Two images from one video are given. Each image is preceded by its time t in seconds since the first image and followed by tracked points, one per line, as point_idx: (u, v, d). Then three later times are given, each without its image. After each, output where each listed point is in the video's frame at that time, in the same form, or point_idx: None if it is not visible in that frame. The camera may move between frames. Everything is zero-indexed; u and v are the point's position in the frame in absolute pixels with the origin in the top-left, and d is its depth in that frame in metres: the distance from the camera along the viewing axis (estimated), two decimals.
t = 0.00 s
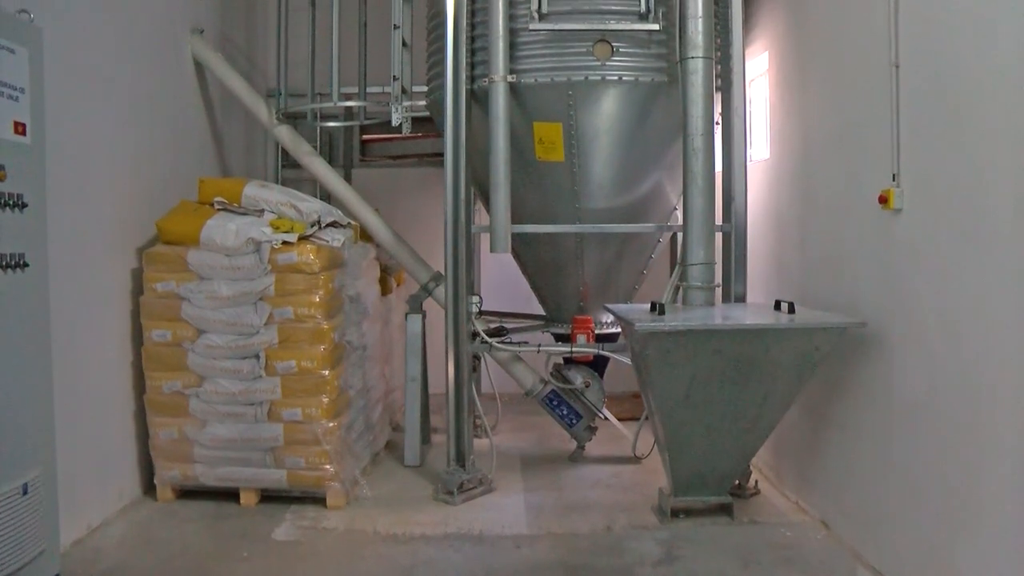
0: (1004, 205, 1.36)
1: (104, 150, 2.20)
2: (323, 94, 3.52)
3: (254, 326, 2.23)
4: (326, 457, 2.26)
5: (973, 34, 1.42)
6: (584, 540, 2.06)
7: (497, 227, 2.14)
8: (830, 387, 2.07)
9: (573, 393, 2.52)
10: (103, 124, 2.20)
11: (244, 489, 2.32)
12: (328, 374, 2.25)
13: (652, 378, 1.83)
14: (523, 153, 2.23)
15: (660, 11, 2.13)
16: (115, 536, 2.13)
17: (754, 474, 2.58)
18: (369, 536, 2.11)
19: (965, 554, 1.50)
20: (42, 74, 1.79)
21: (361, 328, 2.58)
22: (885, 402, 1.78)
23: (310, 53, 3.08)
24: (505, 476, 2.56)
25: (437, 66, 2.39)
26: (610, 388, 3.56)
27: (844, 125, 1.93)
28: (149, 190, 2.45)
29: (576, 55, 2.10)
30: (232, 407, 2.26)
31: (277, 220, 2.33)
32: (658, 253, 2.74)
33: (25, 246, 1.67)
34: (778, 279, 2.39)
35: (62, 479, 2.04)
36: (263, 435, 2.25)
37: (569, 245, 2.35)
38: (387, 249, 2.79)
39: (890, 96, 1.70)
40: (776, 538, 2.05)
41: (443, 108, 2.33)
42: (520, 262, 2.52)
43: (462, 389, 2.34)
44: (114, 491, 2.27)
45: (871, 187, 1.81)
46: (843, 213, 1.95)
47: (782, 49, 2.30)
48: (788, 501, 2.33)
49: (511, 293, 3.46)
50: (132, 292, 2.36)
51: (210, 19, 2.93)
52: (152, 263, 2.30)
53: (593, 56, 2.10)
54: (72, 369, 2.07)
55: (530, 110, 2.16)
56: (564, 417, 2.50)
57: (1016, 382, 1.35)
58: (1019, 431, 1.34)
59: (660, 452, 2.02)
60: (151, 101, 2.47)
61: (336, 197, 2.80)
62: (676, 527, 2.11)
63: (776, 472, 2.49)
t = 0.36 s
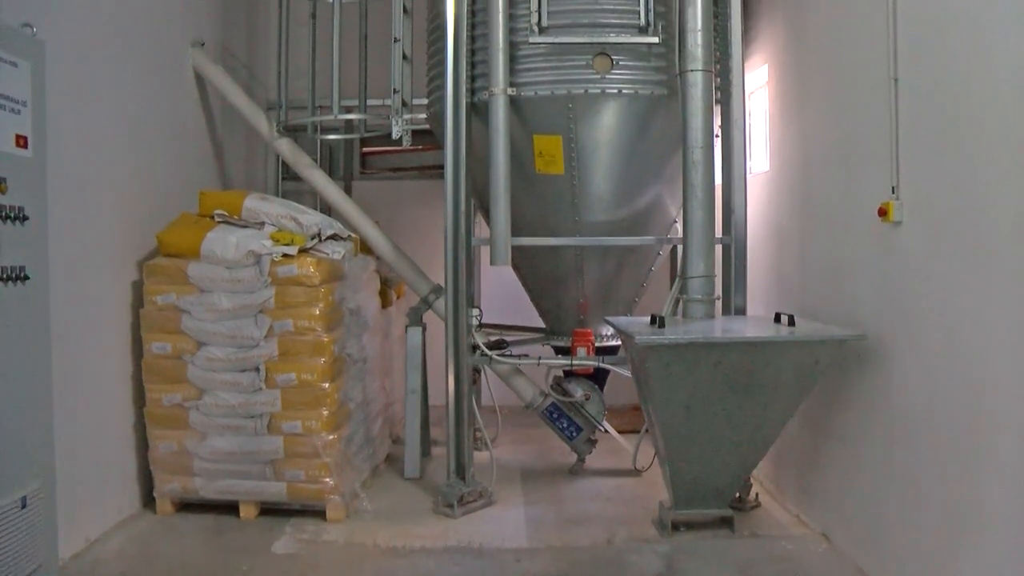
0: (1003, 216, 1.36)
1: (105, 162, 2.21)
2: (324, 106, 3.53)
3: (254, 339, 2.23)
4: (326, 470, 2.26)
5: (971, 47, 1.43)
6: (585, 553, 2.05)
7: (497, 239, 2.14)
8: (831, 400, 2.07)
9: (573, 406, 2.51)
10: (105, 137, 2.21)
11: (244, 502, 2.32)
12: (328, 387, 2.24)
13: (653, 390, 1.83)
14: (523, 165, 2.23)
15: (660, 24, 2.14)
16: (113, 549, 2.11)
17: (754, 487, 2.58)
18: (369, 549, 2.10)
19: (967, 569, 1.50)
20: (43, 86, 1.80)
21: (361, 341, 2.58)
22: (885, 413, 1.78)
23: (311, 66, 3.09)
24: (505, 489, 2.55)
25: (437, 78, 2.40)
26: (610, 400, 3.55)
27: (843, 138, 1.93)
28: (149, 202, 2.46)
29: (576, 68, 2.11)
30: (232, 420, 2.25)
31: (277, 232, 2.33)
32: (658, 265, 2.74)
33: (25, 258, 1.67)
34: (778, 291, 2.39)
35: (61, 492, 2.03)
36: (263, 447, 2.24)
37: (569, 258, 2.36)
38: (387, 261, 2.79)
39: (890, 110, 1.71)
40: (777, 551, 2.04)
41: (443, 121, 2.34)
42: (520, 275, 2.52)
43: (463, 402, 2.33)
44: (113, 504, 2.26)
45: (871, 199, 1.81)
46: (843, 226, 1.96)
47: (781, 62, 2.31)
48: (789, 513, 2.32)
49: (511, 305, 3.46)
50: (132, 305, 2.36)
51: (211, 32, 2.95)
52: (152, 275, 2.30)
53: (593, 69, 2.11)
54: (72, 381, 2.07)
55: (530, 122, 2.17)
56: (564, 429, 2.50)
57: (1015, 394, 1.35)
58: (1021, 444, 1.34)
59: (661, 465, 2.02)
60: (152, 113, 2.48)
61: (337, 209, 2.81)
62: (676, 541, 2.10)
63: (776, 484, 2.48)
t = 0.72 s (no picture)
0: (1002, 233, 1.37)
1: (106, 180, 2.22)
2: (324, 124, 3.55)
3: (254, 356, 2.23)
4: (326, 488, 2.25)
5: (969, 64, 1.45)
6: (586, 572, 2.03)
7: (497, 257, 2.14)
8: (831, 417, 2.06)
9: (573, 424, 2.50)
10: (106, 154, 2.22)
11: (243, 520, 2.30)
12: (328, 405, 2.24)
13: (653, 409, 1.82)
14: (523, 183, 2.24)
15: (659, 42, 2.16)
16: (111, 568, 2.10)
17: (755, 505, 2.57)
18: (368, 568, 2.08)
19: None
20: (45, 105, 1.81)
21: (361, 358, 2.58)
22: (885, 431, 1.78)
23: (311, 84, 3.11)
24: (506, 507, 2.54)
25: (437, 96, 2.41)
26: (610, 417, 3.54)
27: (842, 156, 1.94)
28: (150, 219, 2.46)
29: (576, 87, 2.12)
30: (232, 437, 2.24)
31: (277, 250, 2.33)
32: (658, 283, 2.75)
33: (26, 276, 1.67)
34: (778, 308, 2.39)
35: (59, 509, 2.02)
36: (263, 465, 2.23)
37: (569, 275, 2.36)
38: (387, 279, 2.79)
39: (889, 128, 1.72)
40: (779, 569, 2.02)
41: (443, 138, 2.35)
42: (520, 292, 2.53)
43: (463, 419, 2.33)
44: (111, 522, 2.24)
45: (870, 217, 1.82)
46: (843, 243, 1.96)
47: (780, 80, 2.32)
48: (790, 531, 2.31)
49: (511, 322, 3.46)
50: (133, 322, 2.36)
51: (212, 50, 2.97)
52: (152, 292, 2.29)
53: (593, 87, 2.13)
54: (71, 398, 2.06)
55: (531, 141, 2.18)
56: (564, 447, 2.49)
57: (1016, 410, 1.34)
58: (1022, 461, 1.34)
59: (662, 482, 2.01)
60: (153, 131, 2.49)
61: (337, 227, 2.81)
62: (677, 559, 2.09)
63: (777, 502, 2.47)
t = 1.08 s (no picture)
0: (1001, 251, 1.37)
1: (106, 198, 2.22)
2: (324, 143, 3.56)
3: (253, 375, 2.22)
4: (326, 507, 2.23)
5: (966, 85, 1.46)
6: None
7: (497, 276, 2.15)
8: (831, 436, 2.06)
9: (573, 442, 2.49)
10: (107, 173, 2.23)
11: (242, 540, 2.29)
12: (328, 424, 2.23)
13: (654, 428, 1.82)
14: (523, 202, 2.25)
15: (658, 61, 2.17)
16: None
17: (755, 524, 2.56)
18: None
19: None
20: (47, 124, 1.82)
21: (360, 377, 2.58)
22: (885, 450, 1.77)
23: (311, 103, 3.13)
24: (505, 526, 2.52)
25: (437, 116, 2.42)
26: (610, 436, 3.53)
27: (841, 175, 1.95)
28: (150, 238, 2.47)
29: (576, 106, 2.14)
30: (231, 456, 2.23)
31: (277, 269, 2.34)
32: (658, 301, 2.75)
33: (26, 294, 1.67)
34: (778, 326, 2.39)
35: (56, 529, 2.00)
36: (262, 484, 2.22)
37: (569, 294, 2.36)
38: (387, 297, 2.79)
39: (887, 148, 1.73)
40: None
41: (444, 157, 2.36)
42: (520, 311, 2.53)
43: (463, 439, 2.32)
44: (108, 542, 2.23)
45: (870, 237, 1.82)
46: (842, 262, 1.97)
47: (779, 100, 2.34)
48: (791, 550, 2.30)
49: (511, 341, 3.46)
50: (132, 340, 2.36)
51: (213, 70, 2.99)
52: (152, 311, 2.29)
53: (593, 107, 2.14)
54: (70, 417, 2.05)
55: (530, 160, 2.19)
56: (564, 466, 2.48)
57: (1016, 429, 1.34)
58: None
59: (663, 501, 2.00)
60: (154, 149, 2.50)
61: (337, 246, 2.82)
62: None
63: (777, 521, 2.46)
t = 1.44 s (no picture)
0: (1000, 271, 1.37)
1: (107, 218, 2.23)
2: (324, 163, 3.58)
3: (253, 396, 2.22)
4: (325, 528, 2.22)
5: (964, 105, 1.46)
6: None
7: (497, 296, 2.15)
8: (832, 456, 2.05)
9: (573, 463, 2.48)
10: (108, 192, 2.23)
11: (240, 561, 2.27)
12: (327, 444, 2.23)
13: (655, 449, 1.81)
14: (523, 222, 2.26)
15: (657, 82, 2.19)
16: None
17: (755, 544, 2.55)
18: None
19: None
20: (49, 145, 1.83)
21: (361, 398, 2.57)
22: (886, 469, 1.77)
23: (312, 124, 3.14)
24: (505, 547, 2.50)
25: (438, 136, 2.44)
26: (610, 456, 3.52)
27: (840, 194, 1.96)
28: (150, 258, 2.47)
29: (575, 126, 2.15)
30: (230, 477, 2.22)
31: (277, 288, 2.34)
32: (658, 321, 2.75)
33: (26, 315, 1.66)
34: (778, 346, 2.39)
35: (54, 551, 1.99)
36: (261, 505, 2.21)
37: (568, 313, 2.36)
38: (387, 317, 2.79)
39: (886, 167, 1.74)
40: None
41: (444, 177, 2.37)
42: (520, 331, 2.53)
43: (462, 459, 2.31)
44: (106, 563, 2.21)
45: (869, 257, 1.83)
46: (842, 280, 1.97)
47: (777, 121, 2.36)
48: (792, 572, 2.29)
49: (511, 361, 3.45)
50: (133, 360, 2.36)
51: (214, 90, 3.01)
52: (152, 331, 2.29)
53: (592, 127, 2.15)
54: (69, 437, 2.04)
55: (530, 180, 2.20)
56: (564, 487, 2.47)
57: (1017, 448, 1.34)
58: None
59: (663, 522, 1.99)
60: (155, 169, 2.51)
61: (337, 266, 2.82)
62: None
63: (778, 542, 2.45)
